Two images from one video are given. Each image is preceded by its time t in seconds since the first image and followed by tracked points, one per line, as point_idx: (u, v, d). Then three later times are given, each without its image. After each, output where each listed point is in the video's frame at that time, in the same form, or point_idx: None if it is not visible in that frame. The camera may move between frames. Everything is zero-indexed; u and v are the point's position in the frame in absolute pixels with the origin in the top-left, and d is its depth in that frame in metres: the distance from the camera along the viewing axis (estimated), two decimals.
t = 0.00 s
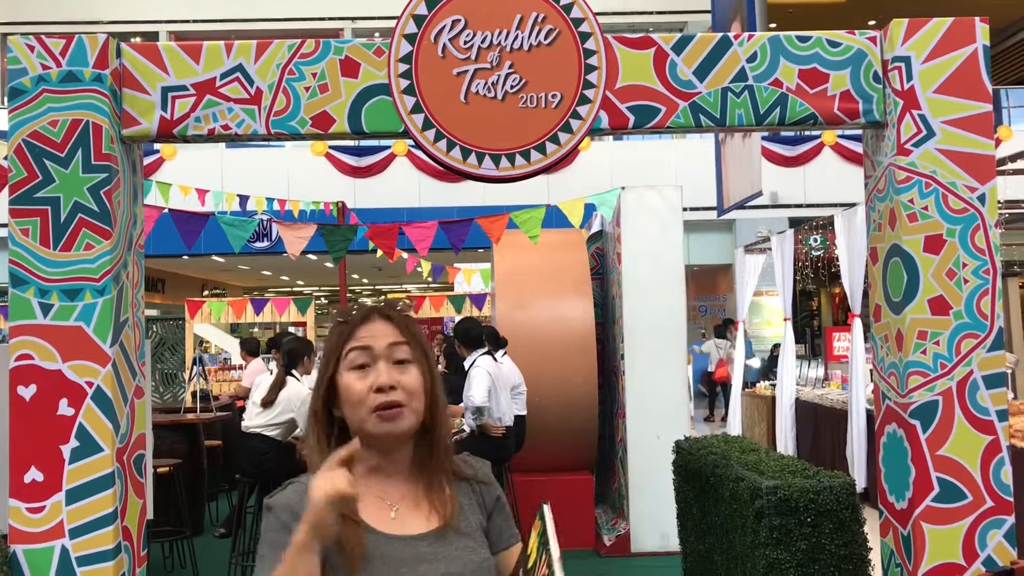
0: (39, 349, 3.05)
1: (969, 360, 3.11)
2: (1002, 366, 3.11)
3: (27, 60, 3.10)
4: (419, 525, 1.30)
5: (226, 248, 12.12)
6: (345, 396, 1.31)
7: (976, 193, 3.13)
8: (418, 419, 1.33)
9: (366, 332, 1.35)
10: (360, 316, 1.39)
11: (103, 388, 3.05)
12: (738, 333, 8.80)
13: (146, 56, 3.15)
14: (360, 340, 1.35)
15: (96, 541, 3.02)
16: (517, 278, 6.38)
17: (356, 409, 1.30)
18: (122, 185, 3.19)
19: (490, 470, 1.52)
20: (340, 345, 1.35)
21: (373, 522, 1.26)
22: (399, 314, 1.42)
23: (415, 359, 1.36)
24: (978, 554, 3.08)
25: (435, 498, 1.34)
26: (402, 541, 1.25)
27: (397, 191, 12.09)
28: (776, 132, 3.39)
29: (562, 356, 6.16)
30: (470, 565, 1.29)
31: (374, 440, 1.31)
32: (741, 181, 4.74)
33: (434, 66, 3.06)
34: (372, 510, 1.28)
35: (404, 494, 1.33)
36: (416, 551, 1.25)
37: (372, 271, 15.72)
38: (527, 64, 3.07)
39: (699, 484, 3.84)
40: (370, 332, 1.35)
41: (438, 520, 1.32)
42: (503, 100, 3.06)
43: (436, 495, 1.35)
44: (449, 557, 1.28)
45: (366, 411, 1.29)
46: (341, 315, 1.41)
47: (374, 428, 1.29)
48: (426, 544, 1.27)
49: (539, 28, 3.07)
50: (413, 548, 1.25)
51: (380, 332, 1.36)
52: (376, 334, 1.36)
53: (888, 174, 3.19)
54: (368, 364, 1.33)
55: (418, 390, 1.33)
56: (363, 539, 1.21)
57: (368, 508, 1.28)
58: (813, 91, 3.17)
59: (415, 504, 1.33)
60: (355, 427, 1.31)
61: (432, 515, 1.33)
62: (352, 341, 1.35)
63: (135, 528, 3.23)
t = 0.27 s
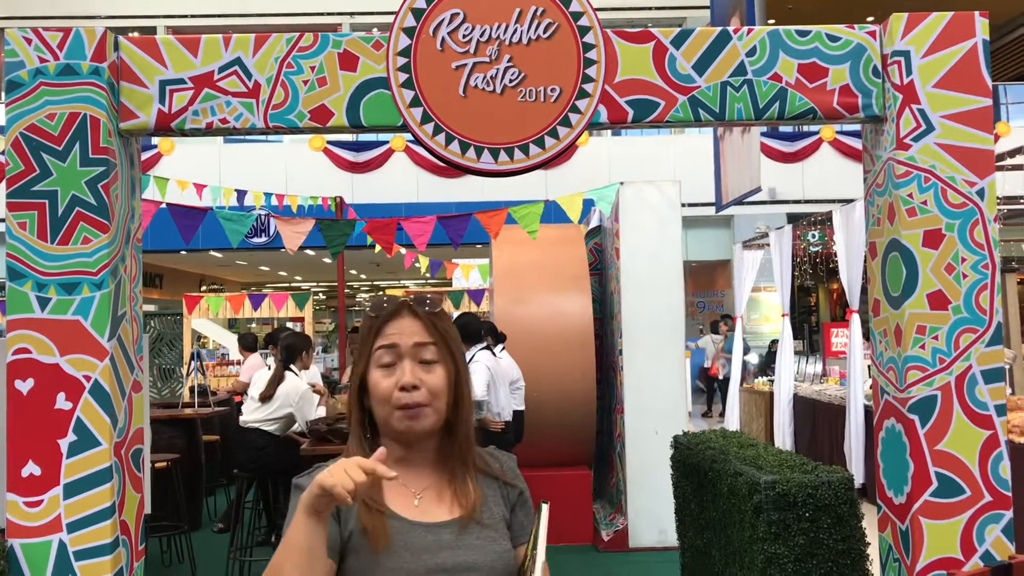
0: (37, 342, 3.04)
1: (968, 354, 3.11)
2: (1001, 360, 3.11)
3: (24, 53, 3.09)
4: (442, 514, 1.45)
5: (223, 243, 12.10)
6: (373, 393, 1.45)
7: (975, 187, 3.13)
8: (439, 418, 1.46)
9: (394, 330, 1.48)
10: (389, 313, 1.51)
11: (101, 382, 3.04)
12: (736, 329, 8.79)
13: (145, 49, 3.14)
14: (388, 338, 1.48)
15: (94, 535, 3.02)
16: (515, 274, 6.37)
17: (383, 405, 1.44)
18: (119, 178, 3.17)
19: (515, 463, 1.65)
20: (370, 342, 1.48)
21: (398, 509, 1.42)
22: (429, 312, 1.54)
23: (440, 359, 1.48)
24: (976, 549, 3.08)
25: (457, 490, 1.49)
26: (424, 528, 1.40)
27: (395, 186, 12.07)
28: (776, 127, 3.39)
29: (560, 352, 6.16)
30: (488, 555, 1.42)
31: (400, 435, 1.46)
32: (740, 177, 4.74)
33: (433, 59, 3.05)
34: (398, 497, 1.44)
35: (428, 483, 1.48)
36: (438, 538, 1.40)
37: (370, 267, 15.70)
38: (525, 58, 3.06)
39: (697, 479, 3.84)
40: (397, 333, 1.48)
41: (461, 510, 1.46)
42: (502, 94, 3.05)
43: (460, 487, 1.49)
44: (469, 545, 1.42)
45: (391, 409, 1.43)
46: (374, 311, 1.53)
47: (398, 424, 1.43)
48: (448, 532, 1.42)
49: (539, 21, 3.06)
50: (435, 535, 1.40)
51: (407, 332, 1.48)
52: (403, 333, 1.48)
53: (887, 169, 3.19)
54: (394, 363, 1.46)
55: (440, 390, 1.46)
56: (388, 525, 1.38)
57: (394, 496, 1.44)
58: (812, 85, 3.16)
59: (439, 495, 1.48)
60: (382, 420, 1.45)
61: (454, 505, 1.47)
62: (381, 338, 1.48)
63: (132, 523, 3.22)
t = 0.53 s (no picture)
0: (34, 338, 3.03)
1: (967, 350, 3.11)
2: (999, 357, 3.11)
3: (22, 48, 3.08)
4: (464, 508, 1.45)
5: (222, 240, 12.09)
6: (402, 382, 1.47)
7: (974, 183, 3.13)
8: (470, 406, 1.48)
9: (424, 322, 1.51)
10: (418, 306, 1.54)
11: (99, 378, 3.04)
12: (734, 326, 8.79)
13: (142, 45, 3.13)
14: (417, 330, 1.50)
15: (92, 531, 3.01)
16: (514, 270, 6.37)
17: (411, 394, 1.46)
18: (117, 174, 3.17)
19: (539, 458, 1.64)
20: (400, 333, 1.51)
21: (421, 502, 1.42)
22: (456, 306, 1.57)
23: (468, 350, 1.51)
24: (975, 545, 3.09)
25: (480, 484, 1.48)
26: (445, 524, 1.40)
27: (393, 183, 12.06)
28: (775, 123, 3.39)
29: (559, 348, 6.16)
30: (507, 552, 1.42)
31: (428, 424, 1.47)
32: (739, 173, 4.74)
33: (432, 55, 3.04)
34: (421, 490, 1.44)
35: (453, 476, 1.48)
36: (459, 534, 1.40)
37: (368, 263, 15.70)
38: (524, 53, 3.05)
39: (695, 475, 3.84)
40: (427, 323, 1.50)
41: (483, 504, 1.46)
42: (501, 89, 3.04)
43: (483, 481, 1.49)
44: (489, 542, 1.41)
45: (421, 396, 1.45)
46: (403, 306, 1.57)
47: (427, 411, 1.45)
48: (469, 527, 1.42)
49: (537, 17, 3.05)
50: (456, 530, 1.40)
51: (436, 323, 1.51)
52: (432, 325, 1.51)
53: (886, 165, 3.19)
54: (424, 352, 1.49)
55: (469, 378, 1.48)
56: (411, 519, 1.38)
57: (418, 488, 1.44)
58: (811, 81, 3.16)
59: (463, 489, 1.48)
60: (410, 410, 1.47)
61: (477, 499, 1.47)
62: (410, 329, 1.50)
63: (130, 519, 3.22)
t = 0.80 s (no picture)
0: (31, 337, 3.03)
1: (964, 349, 3.11)
2: (996, 356, 3.11)
3: (19, 46, 3.07)
4: (475, 507, 1.47)
5: (219, 239, 12.08)
6: (419, 381, 1.49)
7: (972, 182, 3.13)
8: (483, 405, 1.49)
9: (441, 323, 1.52)
10: (437, 307, 1.55)
11: (96, 377, 3.04)
12: (732, 325, 8.80)
13: (140, 43, 3.12)
14: (435, 331, 1.52)
15: (89, 530, 3.01)
16: (512, 269, 6.37)
17: (427, 393, 1.48)
18: (114, 173, 3.16)
19: (548, 456, 1.66)
20: (418, 333, 1.52)
21: (434, 501, 1.45)
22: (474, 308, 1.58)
23: (484, 351, 1.52)
24: (972, 544, 3.09)
25: (492, 483, 1.51)
26: (456, 523, 1.43)
27: (391, 182, 12.06)
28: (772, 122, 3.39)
29: (556, 347, 6.16)
30: (516, 550, 1.44)
31: (442, 422, 1.49)
32: (737, 173, 4.74)
33: (429, 54, 3.03)
34: (433, 489, 1.47)
35: (465, 475, 1.50)
36: (469, 532, 1.42)
37: (366, 262, 15.69)
38: (522, 52, 3.05)
39: (693, 474, 3.84)
40: (445, 325, 1.52)
41: (494, 503, 1.48)
42: (498, 88, 3.04)
43: (495, 481, 1.51)
44: (499, 540, 1.43)
45: (435, 395, 1.47)
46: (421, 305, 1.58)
47: (442, 411, 1.46)
48: (479, 526, 1.44)
49: (535, 16, 3.05)
50: (467, 529, 1.43)
51: (454, 325, 1.52)
52: (450, 327, 1.52)
53: (884, 164, 3.19)
54: (440, 352, 1.50)
55: (484, 380, 1.49)
56: (424, 517, 1.41)
57: (430, 487, 1.47)
58: (809, 80, 3.16)
59: (474, 488, 1.51)
60: (426, 410, 1.49)
61: (488, 498, 1.49)
62: (428, 331, 1.52)
63: (127, 518, 3.21)
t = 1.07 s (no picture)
0: (26, 336, 3.02)
1: (960, 350, 3.11)
2: (992, 356, 3.12)
3: (14, 45, 3.06)
4: (476, 508, 1.52)
5: (216, 238, 12.06)
6: (413, 389, 1.51)
7: (968, 182, 3.13)
8: (478, 409, 1.52)
9: (432, 330, 1.54)
10: (426, 313, 1.57)
11: (91, 377, 3.03)
12: (729, 324, 8.79)
13: (135, 42, 3.11)
14: (426, 338, 1.54)
15: (84, 530, 3.00)
16: (508, 269, 6.37)
17: (423, 400, 1.50)
18: (109, 172, 3.15)
19: (545, 456, 1.71)
20: (409, 341, 1.54)
21: (436, 504, 1.49)
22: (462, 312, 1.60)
23: (475, 354, 1.55)
24: (968, 544, 3.09)
25: (491, 484, 1.55)
26: (459, 524, 1.47)
27: (388, 181, 12.06)
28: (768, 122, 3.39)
29: (553, 347, 6.15)
30: (517, 549, 1.48)
31: (440, 428, 1.52)
32: (733, 173, 4.74)
33: (425, 53, 3.03)
34: (435, 493, 1.51)
35: (464, 477, 1.54)
36: (472, 533, 1.47)
37: (362, 262, 15.68)
38: (518, 52, 3.05)
39: (689, 473, 3.84)
40: (435, 332, 1.54)
41: (494, 504, 1.52)
42: (495, 88, 3.03)
43: (493, 481, 1.56)
44: (500, 540, 1.48)
45: (431, 402, 1.50)
46: (411, 311, 1.60)
47: (438, 417, 1.49)
48: (480, 526, 1.49)
49: (532, 15, 3.05)
50: (469, 530, 1.47)
51: (444, 331, 1.54)
52: (440, 333, 1.54)
53: (881, 164, 3.20)
54: (432, 360, 1.52)
55: (477, 383, 1.52)
56: (427, 521, 1.45)
57: (431, 491, 1.51)
58: (805, 80, 3.16)
59: (474, 489, 1.55)
60: (422, 416, 1.52)
61: (488, 498, 1.54)
62: (419, 338, 1.54)
63: (122, 518, 3.21)
